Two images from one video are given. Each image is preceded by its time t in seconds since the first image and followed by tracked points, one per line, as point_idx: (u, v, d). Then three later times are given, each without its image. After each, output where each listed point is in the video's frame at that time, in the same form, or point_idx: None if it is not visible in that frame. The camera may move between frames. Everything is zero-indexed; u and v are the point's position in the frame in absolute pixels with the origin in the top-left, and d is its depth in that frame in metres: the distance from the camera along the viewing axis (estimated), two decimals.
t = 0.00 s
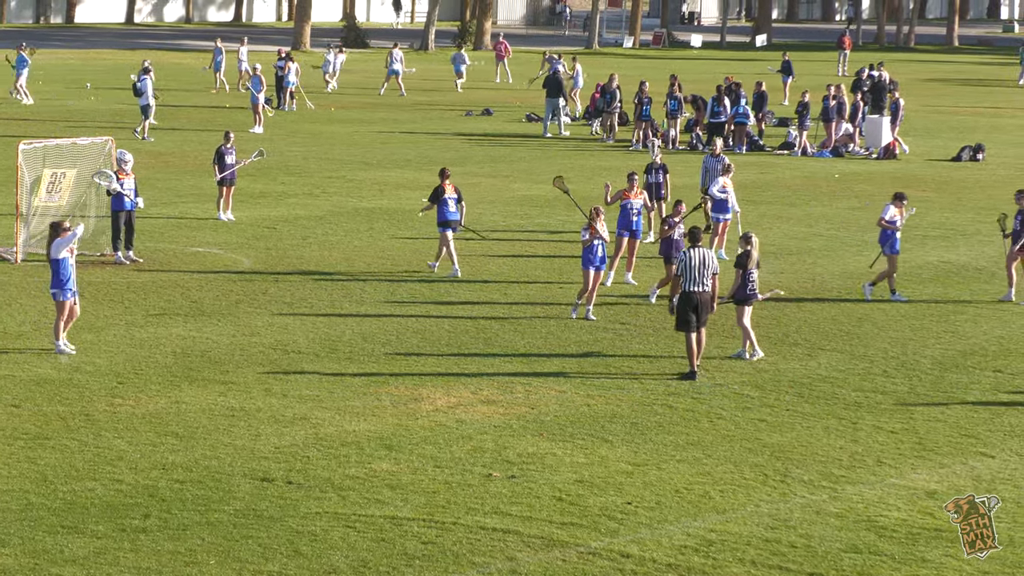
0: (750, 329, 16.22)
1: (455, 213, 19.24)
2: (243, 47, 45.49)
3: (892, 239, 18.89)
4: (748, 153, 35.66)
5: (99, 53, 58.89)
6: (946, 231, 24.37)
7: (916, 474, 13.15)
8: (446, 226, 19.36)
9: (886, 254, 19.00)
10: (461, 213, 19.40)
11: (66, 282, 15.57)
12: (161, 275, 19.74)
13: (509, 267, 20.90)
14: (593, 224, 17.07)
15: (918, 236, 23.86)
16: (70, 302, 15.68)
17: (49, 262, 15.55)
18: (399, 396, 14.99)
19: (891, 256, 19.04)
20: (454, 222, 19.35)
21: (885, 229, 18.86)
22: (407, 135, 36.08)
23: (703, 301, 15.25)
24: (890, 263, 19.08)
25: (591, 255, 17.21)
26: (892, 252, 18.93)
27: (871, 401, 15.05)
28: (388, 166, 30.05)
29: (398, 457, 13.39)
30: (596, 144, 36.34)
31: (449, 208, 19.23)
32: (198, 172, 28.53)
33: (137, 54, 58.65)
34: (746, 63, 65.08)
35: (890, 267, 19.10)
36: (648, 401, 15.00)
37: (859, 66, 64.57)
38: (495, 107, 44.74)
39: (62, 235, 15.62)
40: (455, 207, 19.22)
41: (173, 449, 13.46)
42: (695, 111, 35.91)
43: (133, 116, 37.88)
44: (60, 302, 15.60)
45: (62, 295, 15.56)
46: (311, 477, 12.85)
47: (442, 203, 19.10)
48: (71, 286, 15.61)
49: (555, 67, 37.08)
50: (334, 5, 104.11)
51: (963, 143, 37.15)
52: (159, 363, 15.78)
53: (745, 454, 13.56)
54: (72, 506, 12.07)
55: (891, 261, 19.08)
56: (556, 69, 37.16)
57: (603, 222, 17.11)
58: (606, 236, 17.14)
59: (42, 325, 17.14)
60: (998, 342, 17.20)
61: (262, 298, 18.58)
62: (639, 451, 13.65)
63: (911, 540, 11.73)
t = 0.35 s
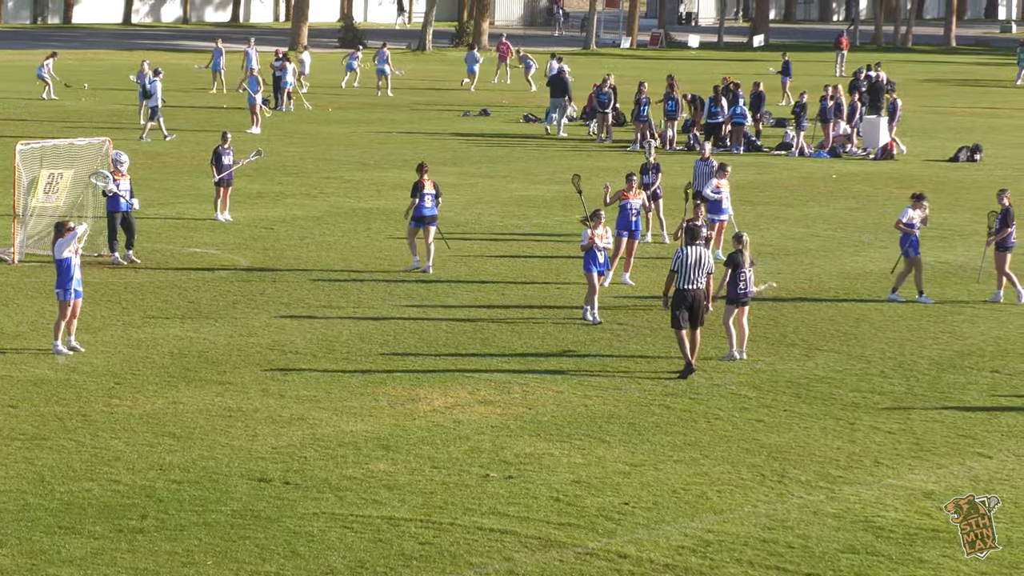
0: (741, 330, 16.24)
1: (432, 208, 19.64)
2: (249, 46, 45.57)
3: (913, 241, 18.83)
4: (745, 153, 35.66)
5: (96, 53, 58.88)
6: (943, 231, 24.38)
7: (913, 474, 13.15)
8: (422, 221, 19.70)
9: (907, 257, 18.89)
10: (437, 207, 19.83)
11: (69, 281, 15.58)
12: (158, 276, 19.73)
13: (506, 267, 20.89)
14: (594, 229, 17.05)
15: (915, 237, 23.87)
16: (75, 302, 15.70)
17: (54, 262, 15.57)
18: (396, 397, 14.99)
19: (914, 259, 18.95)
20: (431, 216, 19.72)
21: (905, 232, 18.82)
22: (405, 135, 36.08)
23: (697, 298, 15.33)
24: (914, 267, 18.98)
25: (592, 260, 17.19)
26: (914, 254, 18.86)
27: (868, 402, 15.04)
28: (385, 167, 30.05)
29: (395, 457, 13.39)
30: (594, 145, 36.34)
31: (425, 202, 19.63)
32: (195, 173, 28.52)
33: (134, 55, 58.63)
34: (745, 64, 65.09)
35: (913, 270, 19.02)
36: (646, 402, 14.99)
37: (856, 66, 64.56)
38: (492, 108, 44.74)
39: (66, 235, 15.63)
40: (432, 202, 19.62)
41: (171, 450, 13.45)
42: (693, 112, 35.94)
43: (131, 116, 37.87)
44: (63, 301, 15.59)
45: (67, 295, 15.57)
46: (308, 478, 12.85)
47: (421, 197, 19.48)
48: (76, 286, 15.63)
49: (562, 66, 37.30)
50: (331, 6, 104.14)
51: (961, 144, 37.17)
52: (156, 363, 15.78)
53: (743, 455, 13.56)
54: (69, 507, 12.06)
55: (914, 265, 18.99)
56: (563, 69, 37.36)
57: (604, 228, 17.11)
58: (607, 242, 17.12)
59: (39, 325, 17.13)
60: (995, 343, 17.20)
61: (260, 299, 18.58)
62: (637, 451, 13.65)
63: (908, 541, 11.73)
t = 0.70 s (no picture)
0: (735, 328, 16.25)
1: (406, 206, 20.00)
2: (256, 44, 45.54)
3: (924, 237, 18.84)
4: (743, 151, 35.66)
5: (94, 53, 58.85)
6: (941, 229, 24.38)
7: (911, 472, 13.15)
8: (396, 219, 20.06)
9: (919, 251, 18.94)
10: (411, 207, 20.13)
11: (72, 280, 15.59)
12: (156, 274, 19.72)
13: (504, 265, 20.90)
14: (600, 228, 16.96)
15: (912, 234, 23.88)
16: (77, 299, 15.73)
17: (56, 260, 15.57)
18: (394, 395, 15.00)
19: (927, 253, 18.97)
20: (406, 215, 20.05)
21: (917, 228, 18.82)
22: (403, 134, 36.05)
23: (693, 293, 15.45)
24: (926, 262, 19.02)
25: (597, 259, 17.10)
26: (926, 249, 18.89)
27: (866, 400, 15.04)
28: (383, 165, 30.05)
29: (393, 455, 13.40)
30: (592, 144, 36.33)
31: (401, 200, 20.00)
32: (192, 171, 28.51)
33: (132, 54, 58.59)
34: (743, 62, 65.10)
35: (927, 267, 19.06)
36: (643, 400, 14.99)
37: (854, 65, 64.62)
38: (490, 106, 44.74)
39: (69, 233, 15.62)
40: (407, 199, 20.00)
41: (169, 448, 13.45)
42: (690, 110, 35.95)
43: (128, 115, 37.84)
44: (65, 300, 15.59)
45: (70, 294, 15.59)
46: (307, 476, 12.84)
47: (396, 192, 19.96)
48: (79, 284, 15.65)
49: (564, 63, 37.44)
50: (329, 5, 104.13)
51: (958, 141, 37.18)
52: (154, 361, 15.79)
53: (740, 452, 13.57)
54: (67, 505, 12.06)
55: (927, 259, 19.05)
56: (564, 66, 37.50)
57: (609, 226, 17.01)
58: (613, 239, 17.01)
59: (37, 324, 17.13)
60: (993, 340, 17.21)
61: (258, 297, 18.58)
62: (635, 449, 13.65)
63: (906, 539, 11.72)
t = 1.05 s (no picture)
0: (735, 326, 16.21)
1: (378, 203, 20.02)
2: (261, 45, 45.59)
3: (924, 232, 19.12)
4: (740, 150, 35.66)
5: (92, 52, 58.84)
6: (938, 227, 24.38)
7: (908, 470, 13.15)
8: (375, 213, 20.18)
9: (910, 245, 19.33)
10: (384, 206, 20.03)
11: (71, 278, 15.57)
12: (153, 273, 19.72)
13: (501, 264, 20.88)
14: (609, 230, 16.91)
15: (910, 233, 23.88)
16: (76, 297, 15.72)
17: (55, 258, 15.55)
18: (392, 393, 15.00)
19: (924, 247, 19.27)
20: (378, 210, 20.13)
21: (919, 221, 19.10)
22: (400, 133, 36.04)
23: (685, 291, 15.54)
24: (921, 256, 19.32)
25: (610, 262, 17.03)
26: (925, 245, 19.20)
27: (864, 398, 15.04)
28: (380, 164, 30.04)
29: (391, 454, 13.39)
30: (590, 143, 36.33)
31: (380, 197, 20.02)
32: (189, 170, 28.49)
33: (130, 53, 58.55)
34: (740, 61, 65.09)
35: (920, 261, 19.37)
36: (641, 398, 14.99)
37: (851, 63, 64.65)
38: (487, 105, 44.73)
39: (67, 231, 15.61)
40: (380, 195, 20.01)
41: (166, 447, 13.44)
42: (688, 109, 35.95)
43: (126, 114, 37.81)
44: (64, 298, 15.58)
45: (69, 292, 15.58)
46: (304, 475, 12.84)
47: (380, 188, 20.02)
48: (79, 282, 15.64)
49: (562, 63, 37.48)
50: (327, 4, 104.12)
51: (956, 140, 37.19)
52: (152, 360, 15.78)
53: (738, 451, 13.57)
54: (64, 504, 12.05)
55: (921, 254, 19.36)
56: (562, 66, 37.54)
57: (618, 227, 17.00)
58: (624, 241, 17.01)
59: (35, 322, 17.13)
60: (990, 338, 17.21)
61: (255, 296, 18.58)
62: (633, 447, 13.65)
63: (904, 537, 11.72)
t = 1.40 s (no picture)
0: (732, 326, 16.21)
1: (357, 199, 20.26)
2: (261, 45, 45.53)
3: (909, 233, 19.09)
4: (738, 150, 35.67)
5: (90, 52, 58.82)
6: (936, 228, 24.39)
7: (906, 470, 13.15)
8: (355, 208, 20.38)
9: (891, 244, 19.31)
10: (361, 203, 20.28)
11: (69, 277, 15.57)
12: (151, 273, 19.72)
13: (499, 264, 20.89)
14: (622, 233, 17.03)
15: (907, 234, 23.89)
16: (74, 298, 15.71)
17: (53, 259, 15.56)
18: (389, 394, 15.00)
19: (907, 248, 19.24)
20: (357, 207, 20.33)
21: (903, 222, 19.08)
22: (398, 133, 36.04)
23: (672, 288, 15.73)
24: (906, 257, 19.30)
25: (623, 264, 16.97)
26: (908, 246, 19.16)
27: (861, 398, 15.05)
28: (377, 164, 30.05)
29: (389, 454, 13.40)
30: (588, 143, 36.33)
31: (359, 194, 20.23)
32: (186, 170, 28.49)
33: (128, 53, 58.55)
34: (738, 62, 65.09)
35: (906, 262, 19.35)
36: (638, 399, 15.00)
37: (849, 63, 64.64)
38: (485, 105, 44.73)
39: (64, 231, 15.63)
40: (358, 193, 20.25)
41: (164, 447, 13.45)
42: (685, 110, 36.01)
43: (124, 114, 37.82)
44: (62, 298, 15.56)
45: (67, 292, 15.57)
46: (301, 475, 12.84)
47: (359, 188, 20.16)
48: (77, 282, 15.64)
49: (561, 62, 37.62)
50: (325, 4, 104.14)
51: (954, 140, 37.20)
52: (149, 361, 15.78)
53: (736, 451, 13.57)
54: (62, 505, 12.05)
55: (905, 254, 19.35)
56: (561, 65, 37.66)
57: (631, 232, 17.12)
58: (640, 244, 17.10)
59: (32, 323, 17.14)
60: (988, 339, 17.21)
61: (253, 296, 18.58)
62: (630, 448, 13.65)
63: (902, 537, 11.71)
